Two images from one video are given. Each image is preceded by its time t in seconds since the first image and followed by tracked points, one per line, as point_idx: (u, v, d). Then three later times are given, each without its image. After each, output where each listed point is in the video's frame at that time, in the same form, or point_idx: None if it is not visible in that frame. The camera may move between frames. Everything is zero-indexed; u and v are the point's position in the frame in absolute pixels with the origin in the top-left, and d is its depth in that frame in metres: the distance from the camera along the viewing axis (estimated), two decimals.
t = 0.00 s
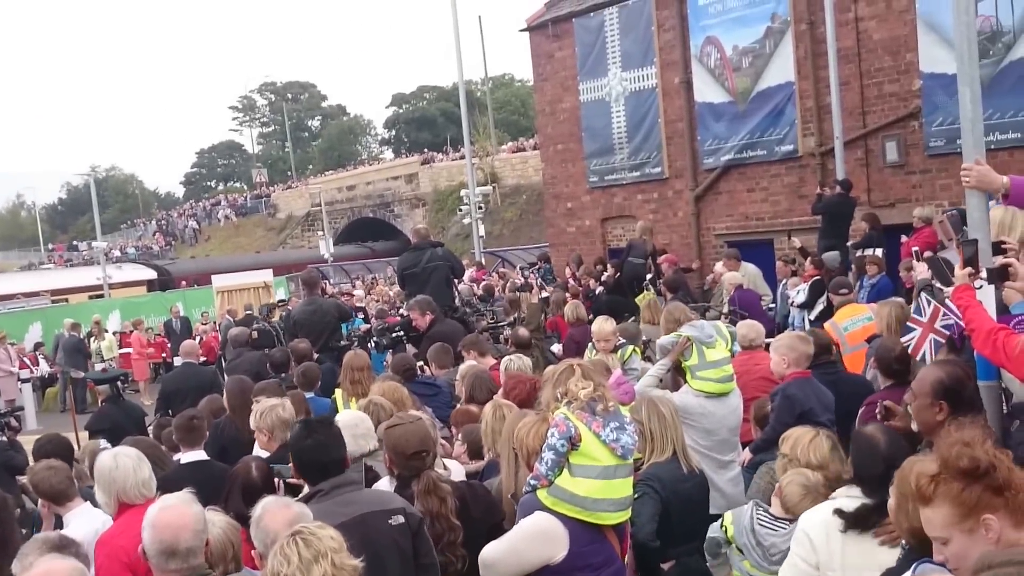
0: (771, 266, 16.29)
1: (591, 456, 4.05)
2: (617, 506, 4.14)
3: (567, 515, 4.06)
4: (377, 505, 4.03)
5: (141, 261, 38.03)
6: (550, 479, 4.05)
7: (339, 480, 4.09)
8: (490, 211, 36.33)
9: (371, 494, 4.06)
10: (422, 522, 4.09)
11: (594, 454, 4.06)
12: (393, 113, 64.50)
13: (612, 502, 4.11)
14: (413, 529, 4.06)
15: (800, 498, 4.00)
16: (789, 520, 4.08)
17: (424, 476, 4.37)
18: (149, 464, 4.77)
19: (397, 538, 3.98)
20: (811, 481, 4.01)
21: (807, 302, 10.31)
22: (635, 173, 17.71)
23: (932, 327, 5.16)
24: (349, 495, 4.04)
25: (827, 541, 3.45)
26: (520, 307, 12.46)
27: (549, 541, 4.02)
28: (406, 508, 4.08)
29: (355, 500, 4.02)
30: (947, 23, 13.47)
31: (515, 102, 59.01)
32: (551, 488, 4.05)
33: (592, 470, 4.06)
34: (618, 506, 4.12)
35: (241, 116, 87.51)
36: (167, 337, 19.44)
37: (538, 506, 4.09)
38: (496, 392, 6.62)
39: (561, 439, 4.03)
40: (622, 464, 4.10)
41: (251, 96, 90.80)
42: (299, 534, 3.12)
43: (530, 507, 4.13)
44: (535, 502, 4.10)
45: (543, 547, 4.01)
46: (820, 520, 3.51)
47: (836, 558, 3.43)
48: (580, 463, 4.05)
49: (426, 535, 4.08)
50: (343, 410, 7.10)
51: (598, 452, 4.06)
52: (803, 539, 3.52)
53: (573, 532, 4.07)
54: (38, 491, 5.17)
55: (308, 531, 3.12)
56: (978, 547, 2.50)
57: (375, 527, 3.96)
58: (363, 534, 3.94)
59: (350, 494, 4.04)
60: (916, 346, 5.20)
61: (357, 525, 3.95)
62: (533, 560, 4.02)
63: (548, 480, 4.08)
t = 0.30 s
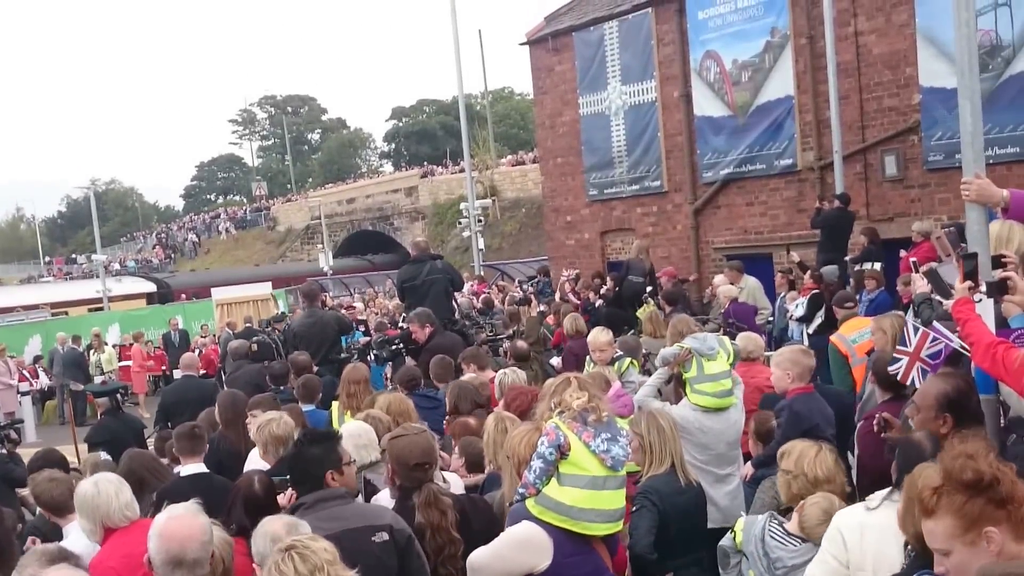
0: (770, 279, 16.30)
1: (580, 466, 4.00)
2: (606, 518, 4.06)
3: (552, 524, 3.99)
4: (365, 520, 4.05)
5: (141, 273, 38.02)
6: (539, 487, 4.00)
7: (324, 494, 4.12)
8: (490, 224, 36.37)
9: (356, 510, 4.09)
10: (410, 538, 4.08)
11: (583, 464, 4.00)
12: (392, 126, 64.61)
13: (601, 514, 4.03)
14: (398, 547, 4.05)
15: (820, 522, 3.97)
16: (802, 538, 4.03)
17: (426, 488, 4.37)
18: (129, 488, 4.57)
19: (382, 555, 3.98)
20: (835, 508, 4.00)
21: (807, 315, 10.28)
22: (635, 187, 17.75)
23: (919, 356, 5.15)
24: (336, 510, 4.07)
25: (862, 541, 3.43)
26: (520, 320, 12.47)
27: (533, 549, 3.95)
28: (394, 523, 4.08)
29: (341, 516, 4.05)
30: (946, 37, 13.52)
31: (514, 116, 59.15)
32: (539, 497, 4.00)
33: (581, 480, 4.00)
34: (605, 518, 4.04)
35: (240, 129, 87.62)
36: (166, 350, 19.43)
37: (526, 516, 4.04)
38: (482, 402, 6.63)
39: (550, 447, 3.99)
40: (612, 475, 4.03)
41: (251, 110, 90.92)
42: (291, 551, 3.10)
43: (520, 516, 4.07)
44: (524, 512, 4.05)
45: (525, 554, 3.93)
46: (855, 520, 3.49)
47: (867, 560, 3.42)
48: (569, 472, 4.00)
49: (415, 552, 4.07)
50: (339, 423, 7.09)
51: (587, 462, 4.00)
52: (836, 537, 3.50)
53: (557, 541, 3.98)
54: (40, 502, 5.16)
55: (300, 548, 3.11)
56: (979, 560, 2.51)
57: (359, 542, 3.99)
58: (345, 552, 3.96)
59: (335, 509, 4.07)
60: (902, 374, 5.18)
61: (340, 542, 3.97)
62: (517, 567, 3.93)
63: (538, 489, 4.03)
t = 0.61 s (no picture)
0: (769, 286, 16.31)
1: (576, 474, 3.99)
2: (601, 526, 4.04)
3: (549, 532, 3.98)
4: (356, 525, 4.06)
5: (140, 279, 38.03)
6: (534, 494, 4.01)
7: (316, 499, 4.12)
8: (490, 230, 36.37)
9: (347, 515, 4.08)
10: (402, 544, 4.08)
11: (580, 472, 3.99)
12: (393, 133, 64.67)
13: (595, 523, 4.01)
14: (389, 552, 4.05)
15: (822, 519, 3.99)
16: (806, 537, 4.02)
17: (427, 493, 4.38)
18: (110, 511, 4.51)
19: (368, 560, 3.99)
20: (838, 509, 4.02)
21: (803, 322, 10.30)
22: (634, 194, 17.76)
23: (917, 363, 5.12)
24: (327, 513, 4.07)
25: (884, 537, 3.22)
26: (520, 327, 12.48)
27: (525, 555, 3.92)
28: (384, 529, 4.09)
29: (330, 521, 4.04)
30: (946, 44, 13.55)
31: (514, 123, 59.22)
32: (534, 504, 4.01)
33: (576, 488, 3.99)
34: (599, 527, 4.02)
35: (241, 136, 87.67)
36: (165, 355, 19.42)
37: (521, 522, 4.04)
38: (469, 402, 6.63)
39: (547, 455, 3.98)
40: (608, 484, 4.02)
41: (251, 116, 91.00)
42: (310, 556, 3.08)
43: (514, 522, 4.07)
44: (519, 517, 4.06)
45: (519, 559, 3.91)
46: (877, 514, 3.28)
47: (892, 555, 3.20)
48: (565, 480, 3.99)
49: (406, 557, 4.07)
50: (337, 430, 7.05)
51: (584, 470, 3.99)
52: (855, 532, 3.29)
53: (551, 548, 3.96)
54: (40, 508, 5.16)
55: (311, 555, 3.09)
56: (979, 564, 2.51)
57: (348, 547, 3.99)
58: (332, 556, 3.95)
59: (325, 514, 4.06)
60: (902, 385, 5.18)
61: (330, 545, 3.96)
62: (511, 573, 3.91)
63: (534, 496, 4.03)
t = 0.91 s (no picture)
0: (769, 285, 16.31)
1: (579, 470, 3.96)
2: (604, 522, 4.03)
3: (554, 531, 3.96)
4: (356, 519, 4.07)
5: (139, 277, 38.02)
6: (537, 492, 3.98)
7: (315, 495, 4.10)
8: (490, 229, 36.38)
9: (348, 509, 4.09)
10: (402, 539, 4.10)
11: (582, 468, 3.96)
12: (393, 132, 64.64)
13: (600, 519, 4.01)
14: (390, 546, 4.06)
15: (800, 499, 4.03)
16: (797, 527, 4.05)
17: (426, 491, 4.38)
18: (103, 517, 4.52)
19: (371, 552, 4.00)
20: (809, 483, 4.08)
21: (803, 320, 10.30)
22: (634, 192, 17.76)
23: (917, 360, 5.13)
24: (326, 507, 4.08)
25: (884, 540, 3.20)
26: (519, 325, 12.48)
27: (532, 557, 3.94)
28: (385, 523, 4.10)
29: (329, 515, 4.04)
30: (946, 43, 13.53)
31: (515, 122, 59.20)
32: (537, 502, 3.98)
33: (578, 484, 3.97)
34: (603, 523, 4.01)
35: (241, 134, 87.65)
36: (164, 354, 19.44)
37: (525, 523, 4.01)
38: (464, 398, 6.63)
39: (549, 451, 3.96)
40: (610, 480, 4.00)
41: (251, 114, 90.98)
42: (305, 557, 3.08)
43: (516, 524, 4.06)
44: (522, 519, 4.03)
45: (526, 562, 3.93)
46: (873, 519, 3.27)
47: (896, 558, 3.18)
48: (568, 476, 3.97)
49: (406, 551, 4.08)
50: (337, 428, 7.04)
51: (586, 466, 3.96)
52: (855, 539, 3.27)
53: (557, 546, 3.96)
54: (37, 503, 5.17)
55: (303, 556, 3.08)
56: (978, 564, 2.51)
57: (348, 540, 4.00)
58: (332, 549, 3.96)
59: (324, 509, 4.06)
60: (901, 381, 5.18)
61: (331, 538, 3.98)
62: None
63: (536, 495, 4.01)
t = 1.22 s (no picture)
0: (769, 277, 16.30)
1: (583, 457, 3.88)
2: (615, 506, 3.92)
3: (572, 520, 3.84)
4: (357, 504, 4.08)
5: (139, 268, 38.01)
6: (545, 485, 3.84)
7: (316, 480, 4.10)
8: (490, 221, 36.38)
9: (349, 495, 4.10)
10: (404, 523, 4.13)
11: (586, 454, 3.88)
12: (393, 123, 64.59)
13: (612, 502, 3.91)
14: (391, 530, 4.10)
15: (763, 481, 4.06)
16: (786, 516, 4.06)
17: (425, 483, 4.37)
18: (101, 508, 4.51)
19: (374, 537, 4.04)
20: (768, 466, 4.08)
21: (804, 312, 10.29)
22: (634, 184, 17.74)
23: (917, 351, 5.15)
24: (327, 493, 4.08)
25: (865, 541, 3.22)
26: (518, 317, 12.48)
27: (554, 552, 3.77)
28: (385, 507, 4.13)
29: (331, 500, 4.05)
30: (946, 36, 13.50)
31: (515, 114, 59.13)
32: (546, 496, 3.84)
33: (586, 469, 3.87)
34: (615, 506, 3.91)
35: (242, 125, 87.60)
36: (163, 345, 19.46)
37: (540, 520, 3.84)
38: (469, 388, 6.64)
39: (551, 442, 3.87)
40: (615, 463, 3.92)
41: (252, 105, 90.91)
42: (264, 555, 3.03)
43: (527, 526, 3.89)
44: (534, 518, 3.87)
45: (547, 560, 3.76)
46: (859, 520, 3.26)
47: (878, 558, 3.19)
48: (573, 464, 3.87)
49: (407, 535, 4.13)
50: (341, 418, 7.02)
51: (589, 451, 3.89)
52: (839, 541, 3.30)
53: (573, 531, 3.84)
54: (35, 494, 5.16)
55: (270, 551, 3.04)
56: (976, 557, 2.50)
57: (350, 526, 4.02)
58: (335, 534, 3.99)
59: (326, 494, 4.07)
60: (900, 373, 5.19)
61: (334, 524, 4.00)
62: None
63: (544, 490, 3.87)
